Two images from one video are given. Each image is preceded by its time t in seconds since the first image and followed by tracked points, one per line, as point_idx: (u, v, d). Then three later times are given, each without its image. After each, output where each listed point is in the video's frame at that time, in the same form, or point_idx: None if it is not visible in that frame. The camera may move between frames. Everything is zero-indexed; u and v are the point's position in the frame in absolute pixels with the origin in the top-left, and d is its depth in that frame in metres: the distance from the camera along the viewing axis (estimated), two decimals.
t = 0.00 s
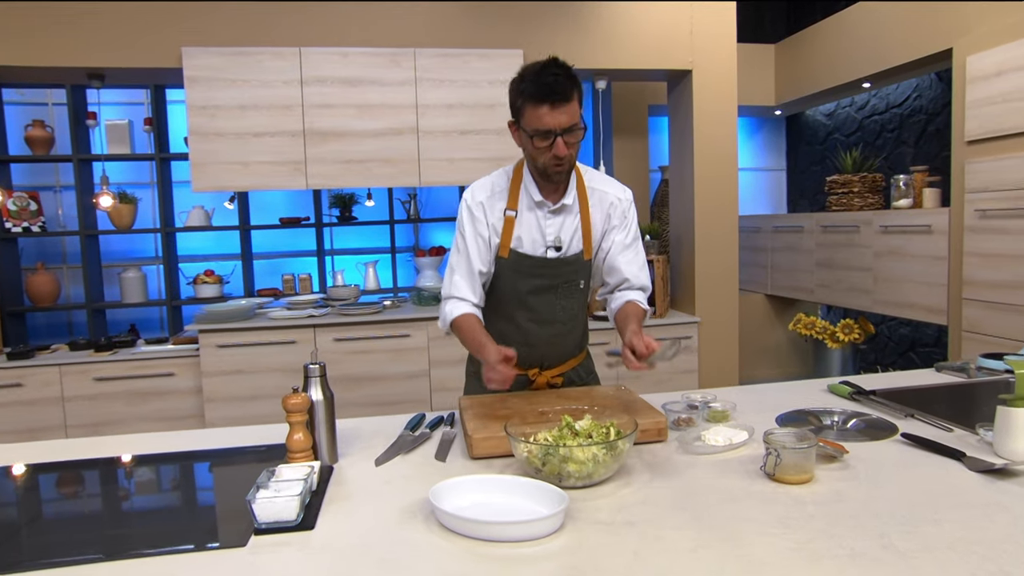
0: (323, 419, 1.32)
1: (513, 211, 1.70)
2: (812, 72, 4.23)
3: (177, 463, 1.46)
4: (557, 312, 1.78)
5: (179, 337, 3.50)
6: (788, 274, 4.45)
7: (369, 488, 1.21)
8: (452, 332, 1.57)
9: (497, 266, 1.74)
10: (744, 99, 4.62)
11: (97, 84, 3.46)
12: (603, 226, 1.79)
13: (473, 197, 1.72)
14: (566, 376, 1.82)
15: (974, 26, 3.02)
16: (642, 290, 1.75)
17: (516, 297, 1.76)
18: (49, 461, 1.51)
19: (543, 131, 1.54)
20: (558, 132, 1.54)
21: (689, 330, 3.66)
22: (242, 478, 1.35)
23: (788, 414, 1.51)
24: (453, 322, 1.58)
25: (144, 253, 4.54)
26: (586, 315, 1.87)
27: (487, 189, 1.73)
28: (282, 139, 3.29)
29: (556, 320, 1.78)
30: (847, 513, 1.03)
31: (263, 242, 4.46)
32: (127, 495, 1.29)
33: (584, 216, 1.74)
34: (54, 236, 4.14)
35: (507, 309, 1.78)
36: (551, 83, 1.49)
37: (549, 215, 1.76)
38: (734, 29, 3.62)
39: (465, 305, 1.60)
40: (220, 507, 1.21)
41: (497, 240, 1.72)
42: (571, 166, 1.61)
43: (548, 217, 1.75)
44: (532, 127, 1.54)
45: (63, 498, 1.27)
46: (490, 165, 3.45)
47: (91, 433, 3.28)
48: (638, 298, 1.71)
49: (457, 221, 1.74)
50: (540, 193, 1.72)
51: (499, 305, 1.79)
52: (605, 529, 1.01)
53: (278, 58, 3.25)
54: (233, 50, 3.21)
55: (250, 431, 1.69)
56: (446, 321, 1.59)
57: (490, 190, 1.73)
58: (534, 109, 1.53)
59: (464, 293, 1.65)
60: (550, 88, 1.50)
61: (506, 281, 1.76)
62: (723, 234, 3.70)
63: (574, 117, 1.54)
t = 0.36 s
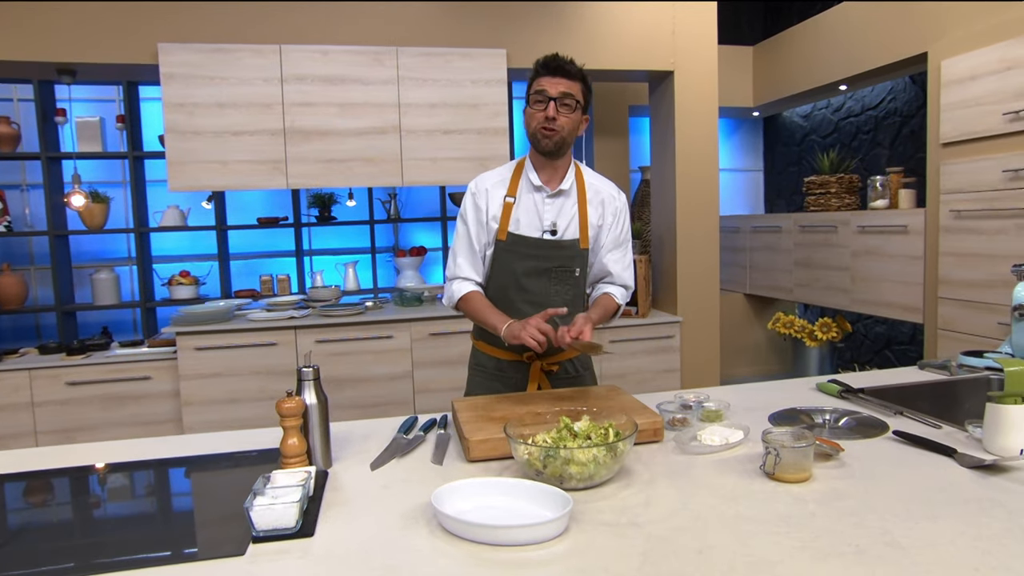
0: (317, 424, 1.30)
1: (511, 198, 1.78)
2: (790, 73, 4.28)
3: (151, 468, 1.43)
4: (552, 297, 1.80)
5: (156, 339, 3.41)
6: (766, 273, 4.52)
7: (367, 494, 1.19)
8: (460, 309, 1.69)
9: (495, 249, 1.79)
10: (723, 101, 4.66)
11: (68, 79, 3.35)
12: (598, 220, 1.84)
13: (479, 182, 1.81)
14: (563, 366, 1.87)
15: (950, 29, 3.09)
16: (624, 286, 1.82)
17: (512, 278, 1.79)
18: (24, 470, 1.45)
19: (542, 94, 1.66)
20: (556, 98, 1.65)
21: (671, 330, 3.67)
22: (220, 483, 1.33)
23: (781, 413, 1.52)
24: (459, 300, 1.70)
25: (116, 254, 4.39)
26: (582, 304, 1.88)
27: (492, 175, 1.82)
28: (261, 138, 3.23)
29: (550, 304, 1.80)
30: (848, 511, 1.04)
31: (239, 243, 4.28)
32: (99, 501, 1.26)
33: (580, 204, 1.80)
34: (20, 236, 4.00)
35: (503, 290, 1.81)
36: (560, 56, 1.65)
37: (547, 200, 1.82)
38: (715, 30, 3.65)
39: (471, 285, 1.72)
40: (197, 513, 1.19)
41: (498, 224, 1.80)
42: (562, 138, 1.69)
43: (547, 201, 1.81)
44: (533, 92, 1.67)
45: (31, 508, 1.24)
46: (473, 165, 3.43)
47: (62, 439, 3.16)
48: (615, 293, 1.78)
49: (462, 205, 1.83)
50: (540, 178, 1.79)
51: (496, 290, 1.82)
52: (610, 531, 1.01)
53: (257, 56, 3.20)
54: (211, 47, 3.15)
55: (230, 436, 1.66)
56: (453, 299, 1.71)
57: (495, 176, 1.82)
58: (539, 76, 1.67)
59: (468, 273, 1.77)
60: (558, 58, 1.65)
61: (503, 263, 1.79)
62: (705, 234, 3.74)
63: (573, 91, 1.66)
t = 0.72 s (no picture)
0: (309, 424, 1.28)
1: (514, 193, 1.79)
2: (769, 74, 4.33)
3: (124, 471, 1.40)
4: (553, 291, 1.81)
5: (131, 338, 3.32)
6: (746, 272, 4.58)
7: (361, 495, 1.17)
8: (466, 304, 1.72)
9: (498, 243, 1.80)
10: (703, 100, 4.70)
11: (37, 71, 3.24)
12: (598, 217, 1.86)
13: (483, 178, 1.83)
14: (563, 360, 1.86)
15: (926, 32, 3.15)
16: (625, 280, 1.84)
17: (514, 272, 1.79)
18: None
19: (537, 100, 1.64)
20: (550, 103, 1.65)
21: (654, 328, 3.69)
22: (196, 485, 1.31)
23: (772, 410, 1.54)
24: (464, 296, 1.73)
25: (87, 252, 4.23)
26: (583, 299, 1.89)
27: (496, 171, 1.84)
28: (241, 133, 3.17)
29: (552, 298, 1.81)
30: (846, 505, 1.05)
31: (214, 240, 4.16)
32: (71, 506, 1.24)
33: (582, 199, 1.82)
34: None
35: (504, 284, 1.81)
36: (550, 59, 1.63)
37: (549, 195, 1.83)
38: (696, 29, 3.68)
39: (475, 280, 1.75)
40: (174, 516, 1.17)
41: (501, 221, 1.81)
42: (560, 141, 1.70)
43: (549, 196, 1.82)
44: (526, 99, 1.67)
45: None
46: (456, 163, 3.41)
47: (33, 442, 3.06)
48: (619, 287, 1.80)
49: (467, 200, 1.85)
50: (542, 174, 1.81)
51: (498, 284, 1.82)
52: (612, 529, 1.00)
53: (236, 49, 3.13)
54: (188, 40, 3.08)
55: (211, 438, 1.62)
56: (459, 294, 1.74)
57: (499, 172, 1.84)
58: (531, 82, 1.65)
59: (473, 269, 1.79)
60: (549, 62, 1.63)
61: (505, 257, 1.80)
62: (687, 232, 3.76)
63: (567, 94, 1.65)
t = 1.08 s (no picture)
0: (302, 424, 1.25)
1: (504, 192, 1.78)
2: (752, 73, 4.36)
3: (101, 473, 1.37)
4: (544, 288, 1.81)
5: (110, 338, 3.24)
6: (729, 269, 4.62)
7: (357, 495, 1.15)
8: (452, 301, 1.71)
9: (488, 241, 1.80)
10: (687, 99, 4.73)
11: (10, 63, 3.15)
12: (592, 213, 1.84)
13: (473, 176, 1.81)
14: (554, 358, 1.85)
15: (907, 33, 3.19)
16: (623, 274, 1.85)
17: (505, 270, 1.79)
18: None
19: (525, 122, 1.60)
20: (539, 123, 1.60)
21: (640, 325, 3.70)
22: (178, 487, 1.28)
23: (767, 406, 1.54)
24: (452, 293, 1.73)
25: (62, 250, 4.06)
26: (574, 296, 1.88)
27: (486, 169, 1.82)
28: (223, 129, 3.12)
29: (543, 296, 1.81)
30: (847, 501, 1.05)
31: (194, 237, 4.04)
32: (44, 510, 1.20)
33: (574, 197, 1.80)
34: None
35: (495, 282, 1.81)
36: (533, 79, 1.54)
37: (541, 193, 1.81)
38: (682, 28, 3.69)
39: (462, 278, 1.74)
40: (154, 519, 1.14)
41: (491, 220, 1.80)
42: (554, 152, 1.68)
43: (540, 195, 1.80)
44: (515, 120, 1.61)
45: None
46: (442, 160, 3.38)
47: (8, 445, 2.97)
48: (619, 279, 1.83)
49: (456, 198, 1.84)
50: (532, 174, 1.78)
51: (489, 282, 1.82)
52: (616, 527, 0.99)
53: (217, 43, 3.07)
54: (168, 33, 3.01)
55: (197, 439, 1.58)
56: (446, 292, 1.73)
57: (488, 171, 1.82)
58: (516, 103, 1.58)
59: (461, 267, 1.78)
60: (532, 83, 1.54)
61: (495, 256, 1.80)
62: (673, 230, 3.77)
63: (554, 111, 1.58)
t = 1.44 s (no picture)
0: (300, 425, 1.22)
1: (484, 193, 1.73)
2: (742, 71, 4.37)
3: (84, 475, 1.34)
4: (533, 290, 1.79)
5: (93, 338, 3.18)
6: (719, 267, 4.64)
7: (358, 497, 1.13)
8: (441, 317, 1.65)
9: (470, 246, 1.76)
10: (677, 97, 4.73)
11: None
12: (574, 209, 1.83)
13: (450, 178, 1.75)
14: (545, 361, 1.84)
15: (895, 33, 3.21)
16: (604, 269, 1.86)
17: (491, 275, 1.77)
18: None
19: (507, 119, 1.55)
20: (522, 120, 1.56)
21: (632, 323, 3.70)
22: (166, 491, 1.26)
23: (767, 403, 1.54)
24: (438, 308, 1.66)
25: (43, 249, 3.91)
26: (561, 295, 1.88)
27: (462, 170, 1.76)
28: (210, 125, 3.07)
29: (532, 298, 1.79)
30: (854, 498, 1.04)
31: (179, 236, 3.91)
32: (25, 515, 1.18)
33: (557, 195, 1.78)
34: None
35: (483, 287, 1.78)
36: (516, 74, 1.49)
37: (522, 192, 1.78)
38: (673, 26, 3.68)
39: (449, 291, 1.68)
40: (141, 522, 1.12)
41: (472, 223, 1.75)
42: (534, 150, 1.64)
43: (522, 194, 1.77)
44: (497, 116, 1.56)
45: None
46: (433, 157, 3.35)
47: None
48: (597, 278, 1.82)
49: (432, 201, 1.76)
50: (513, 173, 1.75)
51: (475, 287, 1.80)
52: (623, 527, 0.98)
53: (204, 38, 3.02)
54: (154, 27, 2.96)
55: (186, 440, 1.55)
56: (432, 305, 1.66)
57: (465, 171, 1.76)
58: (498, 99, 1.54)
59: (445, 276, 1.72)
60: (516, 78, 1.50)
61: (480, 260, 1.77)
62: (664, 228, 3.77)
63: (537, 108, 1.55)
